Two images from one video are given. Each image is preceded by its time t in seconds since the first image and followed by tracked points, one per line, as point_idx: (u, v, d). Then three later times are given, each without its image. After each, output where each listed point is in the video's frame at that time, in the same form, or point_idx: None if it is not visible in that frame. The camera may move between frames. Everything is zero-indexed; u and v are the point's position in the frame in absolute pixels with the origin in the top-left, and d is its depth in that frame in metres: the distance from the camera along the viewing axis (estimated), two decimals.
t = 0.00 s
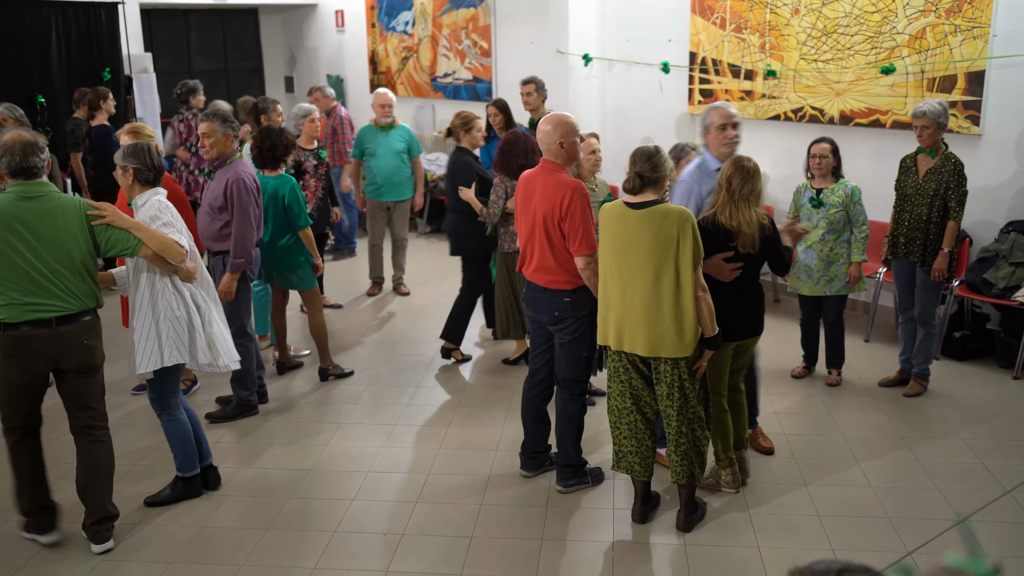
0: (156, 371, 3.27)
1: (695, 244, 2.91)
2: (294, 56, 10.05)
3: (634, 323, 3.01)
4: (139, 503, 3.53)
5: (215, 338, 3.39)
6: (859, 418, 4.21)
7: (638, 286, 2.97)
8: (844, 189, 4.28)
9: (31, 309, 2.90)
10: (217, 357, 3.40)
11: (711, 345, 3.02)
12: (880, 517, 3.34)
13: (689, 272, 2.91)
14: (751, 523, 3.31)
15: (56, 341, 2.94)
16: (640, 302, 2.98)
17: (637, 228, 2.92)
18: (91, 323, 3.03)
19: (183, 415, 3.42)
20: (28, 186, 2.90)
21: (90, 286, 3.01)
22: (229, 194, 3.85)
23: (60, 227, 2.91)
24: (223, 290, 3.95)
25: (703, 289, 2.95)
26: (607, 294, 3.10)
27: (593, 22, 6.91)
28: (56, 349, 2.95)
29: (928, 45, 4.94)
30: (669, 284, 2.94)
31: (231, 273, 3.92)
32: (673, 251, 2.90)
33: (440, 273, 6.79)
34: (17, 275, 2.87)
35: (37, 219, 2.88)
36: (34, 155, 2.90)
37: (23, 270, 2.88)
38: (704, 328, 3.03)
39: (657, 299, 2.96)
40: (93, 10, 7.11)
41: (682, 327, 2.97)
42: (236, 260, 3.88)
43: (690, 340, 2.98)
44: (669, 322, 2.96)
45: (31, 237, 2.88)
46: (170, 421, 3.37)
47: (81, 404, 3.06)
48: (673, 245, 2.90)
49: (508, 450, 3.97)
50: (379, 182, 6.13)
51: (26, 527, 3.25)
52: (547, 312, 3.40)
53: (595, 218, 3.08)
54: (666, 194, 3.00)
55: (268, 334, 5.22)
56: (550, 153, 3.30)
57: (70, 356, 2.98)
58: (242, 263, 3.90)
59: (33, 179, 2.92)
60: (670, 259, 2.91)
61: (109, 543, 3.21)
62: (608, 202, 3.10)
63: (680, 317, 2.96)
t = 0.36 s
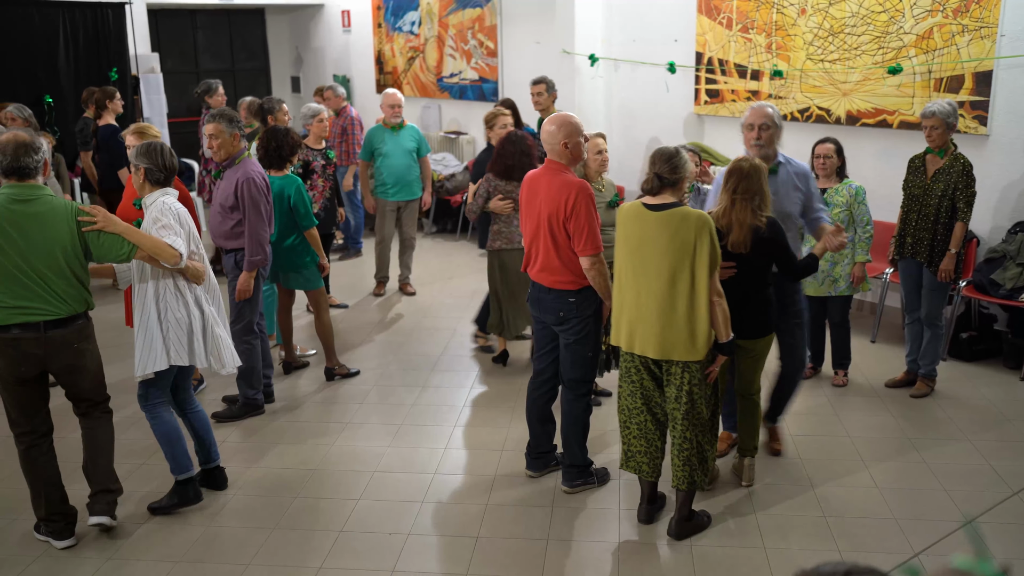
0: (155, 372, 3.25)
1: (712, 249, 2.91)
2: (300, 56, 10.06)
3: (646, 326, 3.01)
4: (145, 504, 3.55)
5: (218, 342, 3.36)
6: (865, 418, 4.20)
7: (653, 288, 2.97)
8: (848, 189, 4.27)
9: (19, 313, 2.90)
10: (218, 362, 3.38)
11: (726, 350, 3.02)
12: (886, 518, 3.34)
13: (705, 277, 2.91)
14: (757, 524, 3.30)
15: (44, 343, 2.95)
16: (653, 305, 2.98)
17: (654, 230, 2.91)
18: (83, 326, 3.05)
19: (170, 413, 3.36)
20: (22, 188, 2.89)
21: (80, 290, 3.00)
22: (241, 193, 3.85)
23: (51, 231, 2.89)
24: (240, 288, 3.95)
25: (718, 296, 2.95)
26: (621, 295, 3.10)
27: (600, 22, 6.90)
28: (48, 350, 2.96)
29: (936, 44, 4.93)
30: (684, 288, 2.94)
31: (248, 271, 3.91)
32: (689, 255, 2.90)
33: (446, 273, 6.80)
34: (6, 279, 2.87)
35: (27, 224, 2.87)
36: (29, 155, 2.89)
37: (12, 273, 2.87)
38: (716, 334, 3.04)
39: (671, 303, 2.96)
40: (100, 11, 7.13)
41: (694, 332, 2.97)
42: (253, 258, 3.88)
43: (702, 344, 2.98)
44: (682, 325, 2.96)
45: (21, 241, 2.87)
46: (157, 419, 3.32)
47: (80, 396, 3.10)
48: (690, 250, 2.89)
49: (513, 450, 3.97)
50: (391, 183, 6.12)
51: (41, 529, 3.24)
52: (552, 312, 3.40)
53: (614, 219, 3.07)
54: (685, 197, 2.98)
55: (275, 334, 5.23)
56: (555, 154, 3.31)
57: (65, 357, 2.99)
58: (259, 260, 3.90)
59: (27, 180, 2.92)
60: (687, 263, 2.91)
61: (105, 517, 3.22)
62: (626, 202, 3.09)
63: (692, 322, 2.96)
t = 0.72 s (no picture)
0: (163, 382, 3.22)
1: (737, 254, 2.89)
2: (314, 56, 10.09)
3: (670, 327, 3.02)
4: (160, 502, 3.56)
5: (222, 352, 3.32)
6: (880, 420, 4.18)
7: (678, 290, 2.97)
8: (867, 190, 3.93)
9: (42, 313, 2.93)
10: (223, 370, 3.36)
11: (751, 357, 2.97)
12: (902, 521, 3.32)
13: (730, 281, 2.90)
14: (772, 527, 3.29)
15: (67, 343, 2.96)
16: (678, 306, 2.98)
17: (681, 232, 2.91)
18: (106, 326, 3.05)
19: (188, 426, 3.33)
20: (44, 190, 2.90)
21: (101, 291, 3.01)
22: (253, 192, 3.86)
23: (70, 234, 2.90)
24: (253, 288, 3.96)
25: (742, 301, 2.93)
26: (647, 295, 3.11)
27: (614, 22, 6.89)
28: (69, 350, 2.97)
29: (953, 44, 4.89)
30: (708, 292, 2.93)
31: (261, 270, 3.91)
32: (715, 258, 2.89)
33: (459, 273, 6.79)
34: (29, 280, 2.91)
35: (48, 226, 2.89)
36: (52, 156, 2.90)
37: (33, 275, 2.91)
38: (741, 340, 3.01)
39: (695, 305, 2.95)
40: (116, 11, 7.17)
41: (717, 335, 2.95)
42: (267, 257, 3.88)
43: (725, 349, 2.96)
44: (705, 329, 2.95)
45: (41, 243, 2.89)
46: (176, 433, 3.28)
47: (96, 403, 3.07)
48: (715, 253, 2.88)
49: (527, 450, 3.97)
50: (398, 181, 6.12)
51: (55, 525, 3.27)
52: (565, 312, 3.39)
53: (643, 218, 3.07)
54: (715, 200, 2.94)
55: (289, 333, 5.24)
56: (568, 154, 3.30)
57: (85, 356, 2.99)
58: (274, 259, 3.90)
59: (51, 181, 2.92)
60: (712, 266, 2.90)
61: (117, 538, 3.24)
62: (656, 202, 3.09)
63: (716, 326, 2.95)
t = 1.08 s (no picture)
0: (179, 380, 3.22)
1: (755, 258, 2.87)
2: (326, 56, 10.11)
3: (685, 328, 3.02)
4: (171, 501, 3.57)
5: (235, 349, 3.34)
6: (892, 422, 4.15)
7: (694, 291, 2.97)
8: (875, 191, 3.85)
9: (60, 311, 2.94)
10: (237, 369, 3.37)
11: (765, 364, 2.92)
12: (913, 522, 3.30)
13: (746, 284, 2.89)
14: (783, 528, 3.27)
15: (83, 341, 2.97)
16: (693, 307, 2.98)
17: (698, 233, 2.91)
18: (124, 325, 3.05)
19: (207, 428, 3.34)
20: (61, 187, 2.93)
21: (119, 289, 3.01)
22: (259, 193, 3.87)
23: (86, 230, 2.91)
24: (253, 290, 3.94)
25: (758, 306, 2.91)
26: (663, 296, 3.11)
27: (625, 21, 6.88)
28: (84, 349, 2.98)
29: (967, 43, 4.87)
30: (724, 294, 2.92)
31: (261, 273, 3.91)
32: (732, 260, 2.88)
33: (469, 273, 6.79)
34: (48, 277, 2.93)
35: (65, 224, 2.91)
36: (73, 156, 2.93)
37: (52, 272, 2.93)
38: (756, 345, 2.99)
39: (711, 307, 2.95)
40: (130, 10, 7.20)
41: (732, 338, 2.95)
42: (268, 260, 3.89)
43: (739, 353, 2.95)
44: (720, 332, 2.94)
45: (59, 240, 2.91)
46: (195, 434, 3.29)
47: (109, 403, 3.08)
48: (732, 255, 2.87)
49: (537, 450, 3.96)
50: (403, 182, 6.11)
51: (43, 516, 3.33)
52: (575, 313, 3.38)
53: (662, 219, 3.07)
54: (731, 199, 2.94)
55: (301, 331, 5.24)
56: (579, 153, 3.29)
57: (99, 355, 3.00)
58: (275, 262, 3.90)
59: (70, 180, 2.95)
60: (728, 269, 2.89)
61: (127, 538, 3.25)
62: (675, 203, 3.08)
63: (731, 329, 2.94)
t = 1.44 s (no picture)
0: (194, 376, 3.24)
1: (765, 260, 2.87)
2: (334, 56, 10.12)
3: (695, 330, 3.01)
4: (178, 500, 3.58)
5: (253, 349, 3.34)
6: (901, 423, 4.14)
7: (703, 292, 2.97)
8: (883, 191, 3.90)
9: (61, 313, 2.95)
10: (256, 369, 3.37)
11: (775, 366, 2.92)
12: (922, 524, 3.29)
13: (756, 286, 2.88)
14: (790, 530, 3.27)
15: (86, 343, 2.97)
16: (703, 308, 2.99)
17: (708, 235, 2.91)
18: (124, 327, 3.07)
19: (220, 424, 3.34)
20: (62, 190, 2.92)
21: (119, 291, 3.02)
22: (264, 195, 3.87)
23: (86, 232, 2.92)
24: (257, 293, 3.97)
25: (768, 308, 2.90)
26: (671, 297, 3.11)
27: (633, 22, 6.87)
28: (90, 351, 2.98)
29: (976, 43, 4.85)
30: (734, 296, 2.92)
31: (266, 277, 3.94)
32: (743, 261, 2.88)
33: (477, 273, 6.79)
34: (48, 280, 2.93)
35: (66, 227, 2.91)
36: (73, 158, 2.93)
37: (52, 275, 2.93)
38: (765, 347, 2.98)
39: (722, 308, 2.94)
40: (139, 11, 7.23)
41: (742, 339, 2.94)
42: (272, 264, 3.91)
43: (748, 354, 2.95)
44: (730, 334, 2.94)
45: (59, 243, 2.91)
46: (206, 430, 3.31)
47: (112, 403, 3.09)
48: (743, 256, 2.87)
49: (544, 450, 3.96)
50: (409, 183, 6.13)
51: (73, 534, 3.23)
52: (582, 314, 3.38)
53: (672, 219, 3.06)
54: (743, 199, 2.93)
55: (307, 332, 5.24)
56: (586, 154, 3.29)
57: (102, 356, 3.00)
58: (279, 266, 3.93)
59: (70, 182, 2.95)
60: (739, 270, 2.89)
61: (136, 535, 3.27)
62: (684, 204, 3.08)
63: (741, 330, 2.94)
